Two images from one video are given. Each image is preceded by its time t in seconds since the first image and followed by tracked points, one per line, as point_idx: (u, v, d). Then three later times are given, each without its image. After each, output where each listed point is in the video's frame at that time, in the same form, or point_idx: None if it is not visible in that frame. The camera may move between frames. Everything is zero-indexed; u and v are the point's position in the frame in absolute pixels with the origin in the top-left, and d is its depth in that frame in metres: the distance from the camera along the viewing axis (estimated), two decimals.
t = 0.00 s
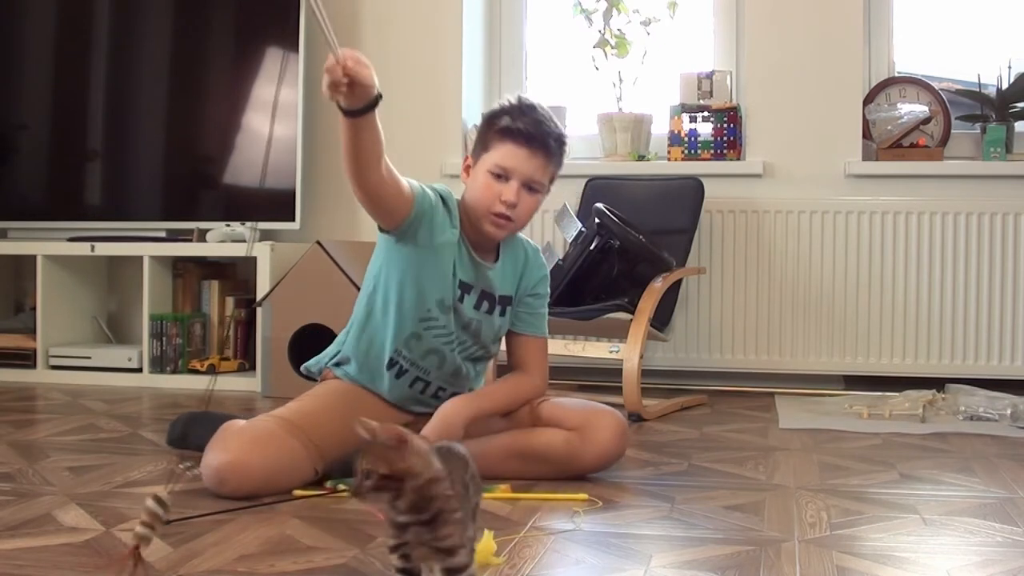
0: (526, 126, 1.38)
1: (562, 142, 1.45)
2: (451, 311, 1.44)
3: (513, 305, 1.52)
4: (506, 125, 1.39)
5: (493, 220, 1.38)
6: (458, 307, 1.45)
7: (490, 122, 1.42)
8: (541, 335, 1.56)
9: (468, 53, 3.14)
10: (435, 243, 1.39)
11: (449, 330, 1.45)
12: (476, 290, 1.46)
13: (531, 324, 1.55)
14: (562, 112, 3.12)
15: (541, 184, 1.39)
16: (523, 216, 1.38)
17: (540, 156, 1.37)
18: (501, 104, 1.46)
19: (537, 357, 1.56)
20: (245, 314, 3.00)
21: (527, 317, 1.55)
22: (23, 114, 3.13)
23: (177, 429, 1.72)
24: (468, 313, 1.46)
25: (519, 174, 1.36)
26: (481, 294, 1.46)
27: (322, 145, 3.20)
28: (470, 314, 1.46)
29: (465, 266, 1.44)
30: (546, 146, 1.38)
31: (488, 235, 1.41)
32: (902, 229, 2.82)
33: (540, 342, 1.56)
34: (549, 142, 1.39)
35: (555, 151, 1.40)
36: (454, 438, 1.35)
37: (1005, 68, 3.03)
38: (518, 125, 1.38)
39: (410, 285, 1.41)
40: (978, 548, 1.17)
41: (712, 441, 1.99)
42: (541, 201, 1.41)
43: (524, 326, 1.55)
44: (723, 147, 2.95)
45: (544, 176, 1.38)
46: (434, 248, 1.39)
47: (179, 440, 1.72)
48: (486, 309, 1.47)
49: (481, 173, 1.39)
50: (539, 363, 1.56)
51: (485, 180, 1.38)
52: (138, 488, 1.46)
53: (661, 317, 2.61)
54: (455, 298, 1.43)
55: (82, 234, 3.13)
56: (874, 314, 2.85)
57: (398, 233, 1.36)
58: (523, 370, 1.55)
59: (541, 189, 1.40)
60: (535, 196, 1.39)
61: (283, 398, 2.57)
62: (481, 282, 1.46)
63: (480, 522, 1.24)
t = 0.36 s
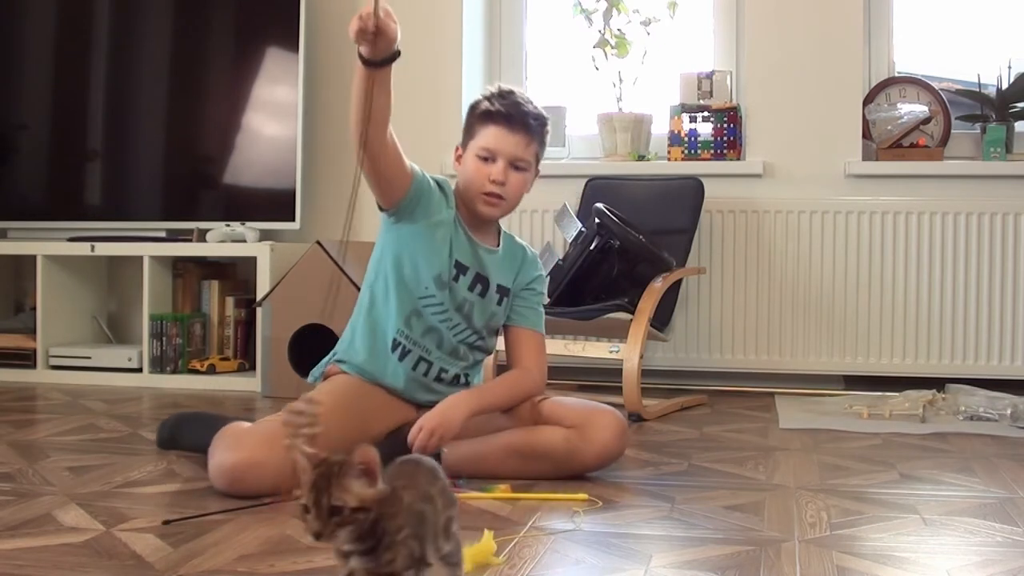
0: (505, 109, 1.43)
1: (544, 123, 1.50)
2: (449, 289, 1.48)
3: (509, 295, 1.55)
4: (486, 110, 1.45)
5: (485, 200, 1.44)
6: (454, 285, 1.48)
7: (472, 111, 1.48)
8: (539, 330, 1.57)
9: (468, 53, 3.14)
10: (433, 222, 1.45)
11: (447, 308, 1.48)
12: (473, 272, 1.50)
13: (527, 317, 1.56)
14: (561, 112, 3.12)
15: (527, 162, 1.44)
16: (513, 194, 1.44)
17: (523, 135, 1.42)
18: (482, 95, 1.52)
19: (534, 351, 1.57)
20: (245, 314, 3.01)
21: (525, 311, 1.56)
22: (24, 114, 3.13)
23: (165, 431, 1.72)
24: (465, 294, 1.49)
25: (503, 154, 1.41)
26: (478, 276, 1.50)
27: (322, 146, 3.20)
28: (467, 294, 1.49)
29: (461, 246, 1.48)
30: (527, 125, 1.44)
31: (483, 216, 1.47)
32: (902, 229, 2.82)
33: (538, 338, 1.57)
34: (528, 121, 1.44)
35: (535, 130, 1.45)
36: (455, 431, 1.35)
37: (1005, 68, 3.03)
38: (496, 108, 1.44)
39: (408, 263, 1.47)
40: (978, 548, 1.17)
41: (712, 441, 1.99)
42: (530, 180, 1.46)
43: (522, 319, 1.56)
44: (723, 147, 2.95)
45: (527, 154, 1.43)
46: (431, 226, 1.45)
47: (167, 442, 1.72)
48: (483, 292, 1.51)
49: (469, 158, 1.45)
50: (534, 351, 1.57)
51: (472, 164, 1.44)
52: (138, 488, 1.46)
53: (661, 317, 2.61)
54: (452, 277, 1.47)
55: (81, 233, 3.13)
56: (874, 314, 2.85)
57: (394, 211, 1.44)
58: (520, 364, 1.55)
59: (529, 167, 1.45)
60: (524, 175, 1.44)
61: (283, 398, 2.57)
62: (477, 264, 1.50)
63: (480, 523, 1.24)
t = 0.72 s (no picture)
0: (476, 102, 1.50)
1: (517, 113, 1.56)
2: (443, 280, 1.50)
3: (506, 288, 1.56)
4: (458, 107, 1.51)
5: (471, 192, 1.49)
6: (448, 276, 1.51)
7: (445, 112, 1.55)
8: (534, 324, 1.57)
9: (468, 52, 3.14)
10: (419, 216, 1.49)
11: (442, 300, 1.50)
12: (466, 264, 1.52)
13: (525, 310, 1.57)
14: (562, 112, 3.13)
15: (505, 150, 1.49)
16: (497, 182, 1.49)
17: (496, 124, 1.49)
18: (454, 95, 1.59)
19: (527, 345, 1.56)
20: (245, 314, 3.01)
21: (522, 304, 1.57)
22: (23, 114, 3.12)
23: (158, 433, 1.72)
24: (459, 285, 1.52)
25: (482, 145, 1.47)
26: (471, 268, 1.52)
27: (323, 145, 3.20)
28: (461, 285, 1.52)
29: (451, 240, 1.51)
30: (500, 115, 1.50)
31: (471, 209, 1.52)
32: (902, 229, 2.82)
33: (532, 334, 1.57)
34: (501, 110, 1.51)
35: (509, 118, 1.51)
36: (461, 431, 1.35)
37: (1005, 68, 3.03)
38: (467, 103, 1.50)
39: (402, 258, 1.50)
40: (978, 548, 1.17)
41: (712, 441, 1.99)
42: (511, 167, 1.51)
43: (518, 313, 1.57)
44: (723, 147, 2.95)
45: (505, 142, 1.49)
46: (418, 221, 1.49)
47: (162, 443, 1.72)
48: (477, 283, 1.53)
49: (449, 156, 1.51)
50: (528, 347, 1.56)
51: (453, 160, 1.50)
52: (138, 488, 1.46)
53: (661, 317, 2.61)
54: (445, 268, 1.50)
55: (81, 233, 3.12)
56: (874, 314, 2.85)
57: (380, 214, 1.48)
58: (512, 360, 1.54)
59: (508, 155, 1.50)
60: (505, 163, 1.50)
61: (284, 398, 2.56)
62: (469, 257, 1.53)
63: (480, 522, 1.24)
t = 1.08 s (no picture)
0: (449, 103, 1.52)
1: (492, 109, 1.58)
2: (431, 278, 1.51)
3: (497, 284, 1.56)
4: (433, 108, 1.54)
5: (452, 190, 1.51)
6: (436, 275, 1.51)
7: (421, 116, 1.57)
8: (524, 322, 1.58)
9: (468, 52, 3.14)
10: (397, 223, 1.52)
11: (432, 298, 1.51)
12: (453, 262, 1.53)
13: (516, 307, 1.57)
14: (562, 112, 3.13)
15: (483, 145, 1.51)
16: (477, 178, 1.51)
17: (472, 121, 1.51)
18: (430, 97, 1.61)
19: (519, 342, 1.56)
20: (245, 314, 3.01)
21: (512, 300, 1.57)
22: (23, 114, 3.12)
23: (159, 433, 1.73)
24: (448, 283, 1.52)
25: (459, 143, 1.50)
26: (459, 265, 1.53)
27: (323, 145, 3.21)
28: (450, 283, 1.52)
29: (438, 239, 1.53)
30: (475, 112, 1.52)
31: (455, 207, 1.53)
32: (902, 229, 2.82)
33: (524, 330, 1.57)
34: (475, 108, 1.53)
35: (483, 114, 1.53)
36: (467, 436, 1.38)
37: (1004, 68, 3.03)
38: (441, 104, 1.53)
39: (387, 261, 1.52)
40: (978, 548, 1.17)
41: (712, 441, 1.99)
42: (491, 162, 1.53)
43: (509, 309, 1.57)
44: (723, 147, 2.95)
45: (481, 137, 1.51)
46: (396, 229, 1.52)
47: (162, 443, 1.72)
48: (466, 280, 1.53)
49: (428, 157, 1.53)
50: (521, 344, 1.56)
51: (432, 161, 1.52)
52: (138, 488, 1.46)
53: (661, 317, 2.61)
54: (433, 267, 1.51)
55: (81, 233, 3.12)
56: (874, 314, 2.85)
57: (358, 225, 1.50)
58: (505, 357, 1.55)
59: (487, 150, 1.52)
60: (484, 159, 1.52)
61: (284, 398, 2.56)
62: (456, 254, 1.53)
63: (480, 523, 1.24)
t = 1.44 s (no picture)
0: (429, 105, 1.53)
1: (473, 107, 1.58)
2: (421, 279, 1.51)
3: (487, 283, 1.57)
4: (414, 111, 1.54)
5: (437, 192, 1.51)
6: (426, 275, 1.52)
7: (403, 118, 1.58)
8: (517, 321, 1.58)
9: (468, 52, 3.14)
10: (382, 227, 1.51)
11: (423, 299, 1.51)
12: (443, 262, 1.53)
13: (508, 306, 1.58)
14: (562, 112, 3.13)
15: (466, 145, 1.52)
16: (461, 178, 1.52)
17: (453, 121, 1.51)
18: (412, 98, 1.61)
19: (512, 340, 1.57)
20: (245, 314, 3.01)
21: (503, 299, 1.58)
22: (23, 114, 3.12)
23: (159, 433, 1.73)
24: (439, 283, 1.53)
25: (441, 145, 1.50)
26: (449, 265, 1.53)
27: (324, 145, 3.21)
28: (441, 284, 1.53)
29: (427, 240, 1.53)
30: (455, 112, 1.52)
31: (442, 208, 1.54)
32: (902, 229, 2.82)
33: (516, 328, 1.58)
34: (456, 107, 1.53)
35: (465, 113, 1.53)
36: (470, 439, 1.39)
37: (1004, 68, 3.03)
38: (421, 106, 1.53)
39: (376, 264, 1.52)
40: (978, 548, 1.17)
41: (711, 441, 1.99)
42: (475, 160, 1.54)
43: (500, 308, 1.58)
44: (723, 147, 2.95)
45: (464, 136, 1.51)
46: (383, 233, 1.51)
47: (162, 443, 1.72)
48: (456, 280, 1.54)
49: (412, 160, 1.53)
50: (514, 342, 1.57)
51: (416, 163, 1.52)
52: (138, 488, 1.46)
53: (661, 317, 2.61)
54: (423, 267, 1.52)
55: (81, 233, 3.12)
56: (874, 314, 2.85)
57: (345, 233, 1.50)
58: (500, 356, 1.55)
59: (469, 149, 1.53)
60: (467, 158, 1.52)
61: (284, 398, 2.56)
62: (446, 254, 1.54)
63: (480, 523, 1.24)
